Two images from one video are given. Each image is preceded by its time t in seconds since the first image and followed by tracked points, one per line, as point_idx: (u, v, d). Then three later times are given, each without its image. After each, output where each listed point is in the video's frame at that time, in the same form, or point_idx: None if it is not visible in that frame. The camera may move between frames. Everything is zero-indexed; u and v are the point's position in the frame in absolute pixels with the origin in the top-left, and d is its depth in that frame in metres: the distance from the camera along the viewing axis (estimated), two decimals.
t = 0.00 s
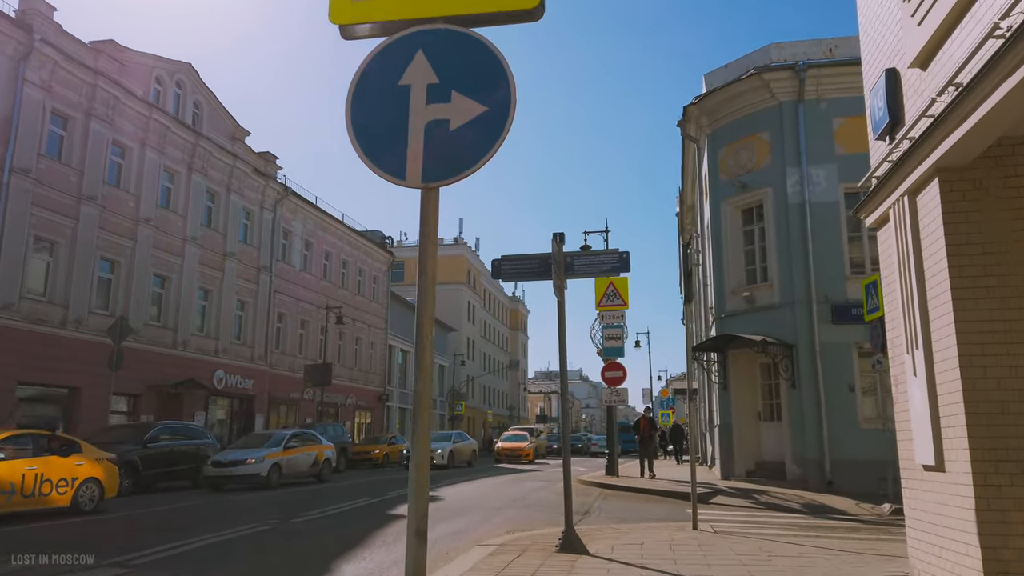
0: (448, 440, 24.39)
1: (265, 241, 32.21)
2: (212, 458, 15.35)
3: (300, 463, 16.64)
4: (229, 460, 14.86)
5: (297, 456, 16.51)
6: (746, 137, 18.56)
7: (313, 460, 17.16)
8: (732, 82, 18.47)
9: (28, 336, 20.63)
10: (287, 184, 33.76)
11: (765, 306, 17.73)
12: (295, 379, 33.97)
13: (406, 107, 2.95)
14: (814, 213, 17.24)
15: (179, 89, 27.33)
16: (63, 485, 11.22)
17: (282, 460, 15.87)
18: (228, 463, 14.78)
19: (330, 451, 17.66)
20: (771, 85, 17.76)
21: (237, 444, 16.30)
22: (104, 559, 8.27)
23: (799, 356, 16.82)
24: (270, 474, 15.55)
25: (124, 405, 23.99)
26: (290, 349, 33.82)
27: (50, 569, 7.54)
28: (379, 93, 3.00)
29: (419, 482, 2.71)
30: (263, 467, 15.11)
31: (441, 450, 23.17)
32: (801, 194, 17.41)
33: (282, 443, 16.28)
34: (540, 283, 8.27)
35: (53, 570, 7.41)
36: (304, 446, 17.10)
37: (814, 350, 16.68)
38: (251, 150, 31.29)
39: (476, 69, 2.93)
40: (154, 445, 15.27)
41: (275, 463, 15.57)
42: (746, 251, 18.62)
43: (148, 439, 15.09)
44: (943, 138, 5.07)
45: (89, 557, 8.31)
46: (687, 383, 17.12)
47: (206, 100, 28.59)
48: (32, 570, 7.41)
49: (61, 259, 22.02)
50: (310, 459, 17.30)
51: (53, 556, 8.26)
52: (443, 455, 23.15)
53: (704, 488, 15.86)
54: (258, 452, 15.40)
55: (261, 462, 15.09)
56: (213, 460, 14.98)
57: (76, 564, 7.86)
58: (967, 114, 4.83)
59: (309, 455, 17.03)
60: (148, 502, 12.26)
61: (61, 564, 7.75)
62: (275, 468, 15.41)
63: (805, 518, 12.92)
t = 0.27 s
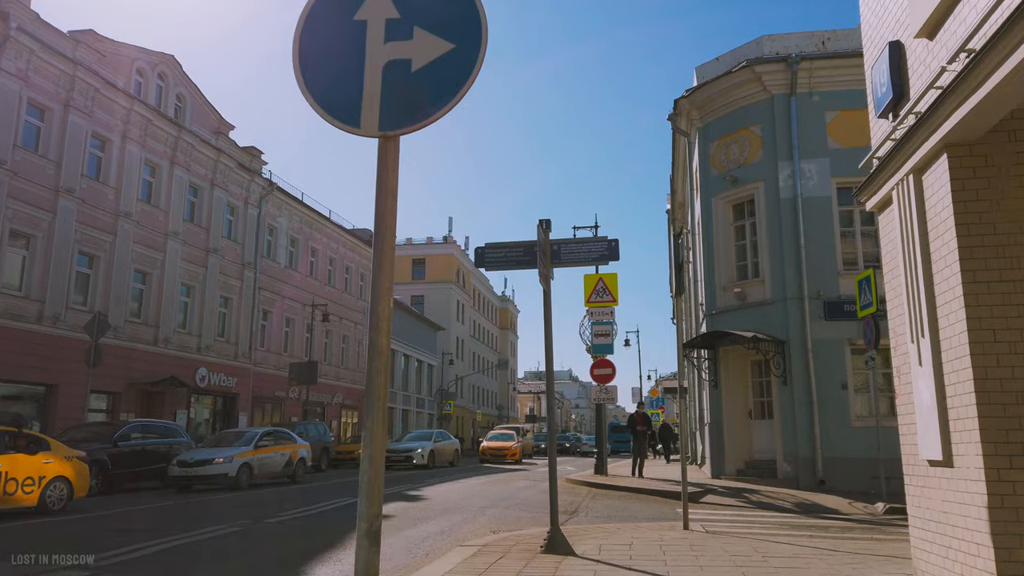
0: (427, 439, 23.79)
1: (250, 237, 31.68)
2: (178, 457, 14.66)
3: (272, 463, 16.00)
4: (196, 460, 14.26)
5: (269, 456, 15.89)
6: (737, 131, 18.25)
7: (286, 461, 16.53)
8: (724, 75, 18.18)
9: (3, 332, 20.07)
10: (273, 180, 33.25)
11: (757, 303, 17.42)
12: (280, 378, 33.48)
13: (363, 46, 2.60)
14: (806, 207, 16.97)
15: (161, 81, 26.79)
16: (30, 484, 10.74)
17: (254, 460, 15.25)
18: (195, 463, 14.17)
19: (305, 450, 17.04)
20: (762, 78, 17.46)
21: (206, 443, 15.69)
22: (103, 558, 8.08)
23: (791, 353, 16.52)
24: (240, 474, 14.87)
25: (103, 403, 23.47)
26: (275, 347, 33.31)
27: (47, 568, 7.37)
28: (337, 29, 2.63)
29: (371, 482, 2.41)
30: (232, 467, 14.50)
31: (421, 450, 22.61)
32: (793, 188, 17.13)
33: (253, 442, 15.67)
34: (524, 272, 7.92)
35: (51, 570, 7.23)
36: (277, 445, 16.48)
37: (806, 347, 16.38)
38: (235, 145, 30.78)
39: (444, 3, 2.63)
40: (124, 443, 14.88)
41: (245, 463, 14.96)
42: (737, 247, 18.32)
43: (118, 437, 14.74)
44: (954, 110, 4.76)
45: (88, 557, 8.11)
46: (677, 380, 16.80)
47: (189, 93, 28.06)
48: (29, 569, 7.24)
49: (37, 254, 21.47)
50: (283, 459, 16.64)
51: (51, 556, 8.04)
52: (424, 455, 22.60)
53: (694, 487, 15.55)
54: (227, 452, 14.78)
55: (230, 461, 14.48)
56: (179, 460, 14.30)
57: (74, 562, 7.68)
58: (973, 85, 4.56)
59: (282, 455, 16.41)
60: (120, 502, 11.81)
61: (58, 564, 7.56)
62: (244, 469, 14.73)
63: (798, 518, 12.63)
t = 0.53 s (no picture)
0: (413, 441, 23.18)
1: (240, 235, 31.25)
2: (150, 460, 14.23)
3: (249, 467, 15.50)
4: (168, 464, 13.82)
5: (246, 459, 15.41)
6: (734, 127, 17.91)
7: (265, 464, 16.02)
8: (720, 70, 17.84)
9: None
10: (264, 177, 32.81)
11: (755, 302, 17.08)
12: (271, 378, 33.03)
13: None
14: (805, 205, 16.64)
15: (148, 76, 26.34)
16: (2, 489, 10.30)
17: (230, 463, 14.77)
18: (166, 466, 13.74)
19: (284, 453, 16.51)
20: (760, 73, 17.13)
21: (182, 445, 15.22)
22: (103, 559, 8.26)
23: (789, 353, 16.19)
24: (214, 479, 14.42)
25: (88, 404, 23.06)
26: (265, 347, 32.87)
27: (49, 568, 7.56)
28: None
29: (314, 510, 2.17)
30: (205, 471, 14.03)
31: (406, 452, 22.00)
32: (791, 185, 16.80)
33: (230, 445, 15.18)
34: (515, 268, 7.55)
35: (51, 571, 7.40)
36: (255, 448, 15.98)
37: (805, 348, 16.04)
38: (225, 142, 30.33)
39: None
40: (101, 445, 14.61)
41: (220, 467, 14.49)
42: (734, 245, 17.99)
43: (93, 440, 14.43)
44: (968, 99, 4.62)
45: (89, 557, 8.29)
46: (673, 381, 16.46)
47: (177, 88, 27.62)
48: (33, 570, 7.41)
49: (20, 252, 21.01)
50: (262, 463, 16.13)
51: (53, 555, 8.21)
52: (409, 458, 21.96)
53: (691, 491, 15.21)
54: (202, 455, 14.32)
55: (204, 465, 14.02)
56: (150, 464, 13.88)
57: (75, 564, 7.86)
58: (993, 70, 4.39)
59: (260, 458, 15.89)
60: (98, 508, 11.41)
61: (59, 564, 7.73)
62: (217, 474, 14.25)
63: (797, 523, 12.30)
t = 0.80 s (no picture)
0: (400, 440, 22.61)
1: (233, 232, 30.85)
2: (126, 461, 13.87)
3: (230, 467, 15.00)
4: (143, 464, 13.45)
5: (225, 459, 14.90)
6: (734, 120, 17.57)
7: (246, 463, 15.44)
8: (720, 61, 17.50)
9: None
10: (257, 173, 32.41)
11: (755, 298, 16.72)
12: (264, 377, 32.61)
13: None
14: (807, 198, 16.32)
15: (139, 70, 25.94)
16: None
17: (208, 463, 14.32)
18: (143, 466, 13.38)
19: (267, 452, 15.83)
20: (761, 64, 16.80)
21: (160, 445, 14.77)
22: (103, 559, 7.93)
23: (791, 349, 15.85)
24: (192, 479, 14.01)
25: (76, 402, 22.66)
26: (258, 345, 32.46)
27: (43, 568, 7.22)
28: (274, 32, 2.79)
29: (244, 510, 2.51)
30: (182, 471, 13.60)
31: (393, 452, 21.49)
32: (792, 178, 16.47)
33: (208, 444, 14.69)
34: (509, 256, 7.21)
35: (45, 570, 7.09)
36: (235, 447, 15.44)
37: (807, 345, 15.71)
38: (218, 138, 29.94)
39: None
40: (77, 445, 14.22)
41: (198, 467, 14.04)
42: (734, 241, 17.68)
43: (68, 439, 14.06)
44: (987, 68, 4.75)
45: (87, 557, 7.94)
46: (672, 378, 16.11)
47: (169, 82, 27.25)
48: (25, 570, 7.08)
49: (6, 248, 20.60)
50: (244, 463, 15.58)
51: (51, 555, 7.87)
52: (395, 458, 21.44)
53: (691, 490, 14.86)
54: (179, 454, 13.92)
55: (182, 465, 13.62)
56: (126, 464, 13.52)
57: (72, 563, 7.54)
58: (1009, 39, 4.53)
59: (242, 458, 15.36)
60: (78, 507, 11.04)
61: (55, 564, 7.38)
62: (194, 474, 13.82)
63: (799, 523, 11.97)
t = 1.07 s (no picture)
0: (386, 441, 22.09)
1: (225, 229, 30.43)
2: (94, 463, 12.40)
3: (210, 470, 13.35)
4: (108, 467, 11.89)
5: (206, 462, 13.27)
6: (733, 115, 17.25)
7: (230, 466, 13.87)
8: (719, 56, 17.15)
9: None
10: (250, 170, 31.99)
11: (755, 297, 16.39)
12: (256, 377, 32.19)
13: None
14: (808, 195, 16.00)
15: (128, 65, 25.53)
16: None
17: (187, 466, 12.74)
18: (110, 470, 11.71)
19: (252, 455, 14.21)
20: (761, 58, 16.46)
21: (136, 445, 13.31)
22: (105, 560, 7.88)
23: (791, 349, 15.52)
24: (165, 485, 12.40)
25: (63, 402, 22.25)
26: (251, 344, 32.03)
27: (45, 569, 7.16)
28: (181, 65, 3.06)
29: (141, 518, 2.75)
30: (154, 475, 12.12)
31: (378, 454, 20.97)
32: (793, 175, 16.14)
33: (188, 446, 13.07)
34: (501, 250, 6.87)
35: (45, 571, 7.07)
36: (219, 447, 13.87)
37: (808, 345, 15.37)
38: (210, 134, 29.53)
39: None
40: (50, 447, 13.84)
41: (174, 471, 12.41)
42: (733, 239, 17.36)
43: (41, 440, 13.74)
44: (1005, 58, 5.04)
45: (89, 558, 7.87)
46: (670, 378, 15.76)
47: (160, 78, 26.85)
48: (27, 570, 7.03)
49: None
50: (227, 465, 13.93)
51: (53, 555, 7.81)
52: (380, 459, 20.92)
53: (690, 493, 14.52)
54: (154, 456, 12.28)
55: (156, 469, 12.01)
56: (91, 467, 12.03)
57: (74, 562, 7.59)
58: None
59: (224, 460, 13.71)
60: (57, 511, 10.67)
61: (57, 564, 7.41)
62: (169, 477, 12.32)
63: (801, 528, 11.65)
